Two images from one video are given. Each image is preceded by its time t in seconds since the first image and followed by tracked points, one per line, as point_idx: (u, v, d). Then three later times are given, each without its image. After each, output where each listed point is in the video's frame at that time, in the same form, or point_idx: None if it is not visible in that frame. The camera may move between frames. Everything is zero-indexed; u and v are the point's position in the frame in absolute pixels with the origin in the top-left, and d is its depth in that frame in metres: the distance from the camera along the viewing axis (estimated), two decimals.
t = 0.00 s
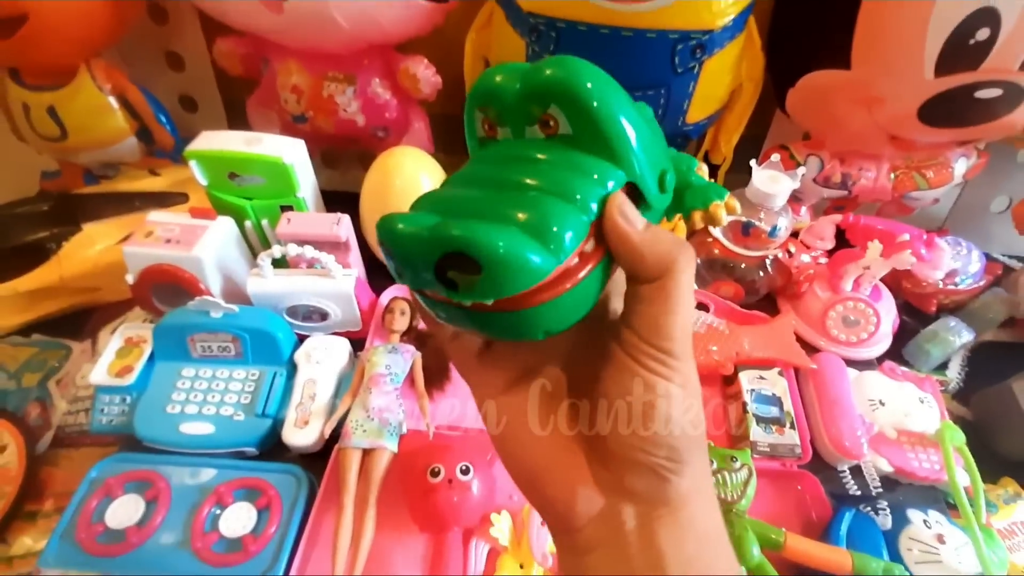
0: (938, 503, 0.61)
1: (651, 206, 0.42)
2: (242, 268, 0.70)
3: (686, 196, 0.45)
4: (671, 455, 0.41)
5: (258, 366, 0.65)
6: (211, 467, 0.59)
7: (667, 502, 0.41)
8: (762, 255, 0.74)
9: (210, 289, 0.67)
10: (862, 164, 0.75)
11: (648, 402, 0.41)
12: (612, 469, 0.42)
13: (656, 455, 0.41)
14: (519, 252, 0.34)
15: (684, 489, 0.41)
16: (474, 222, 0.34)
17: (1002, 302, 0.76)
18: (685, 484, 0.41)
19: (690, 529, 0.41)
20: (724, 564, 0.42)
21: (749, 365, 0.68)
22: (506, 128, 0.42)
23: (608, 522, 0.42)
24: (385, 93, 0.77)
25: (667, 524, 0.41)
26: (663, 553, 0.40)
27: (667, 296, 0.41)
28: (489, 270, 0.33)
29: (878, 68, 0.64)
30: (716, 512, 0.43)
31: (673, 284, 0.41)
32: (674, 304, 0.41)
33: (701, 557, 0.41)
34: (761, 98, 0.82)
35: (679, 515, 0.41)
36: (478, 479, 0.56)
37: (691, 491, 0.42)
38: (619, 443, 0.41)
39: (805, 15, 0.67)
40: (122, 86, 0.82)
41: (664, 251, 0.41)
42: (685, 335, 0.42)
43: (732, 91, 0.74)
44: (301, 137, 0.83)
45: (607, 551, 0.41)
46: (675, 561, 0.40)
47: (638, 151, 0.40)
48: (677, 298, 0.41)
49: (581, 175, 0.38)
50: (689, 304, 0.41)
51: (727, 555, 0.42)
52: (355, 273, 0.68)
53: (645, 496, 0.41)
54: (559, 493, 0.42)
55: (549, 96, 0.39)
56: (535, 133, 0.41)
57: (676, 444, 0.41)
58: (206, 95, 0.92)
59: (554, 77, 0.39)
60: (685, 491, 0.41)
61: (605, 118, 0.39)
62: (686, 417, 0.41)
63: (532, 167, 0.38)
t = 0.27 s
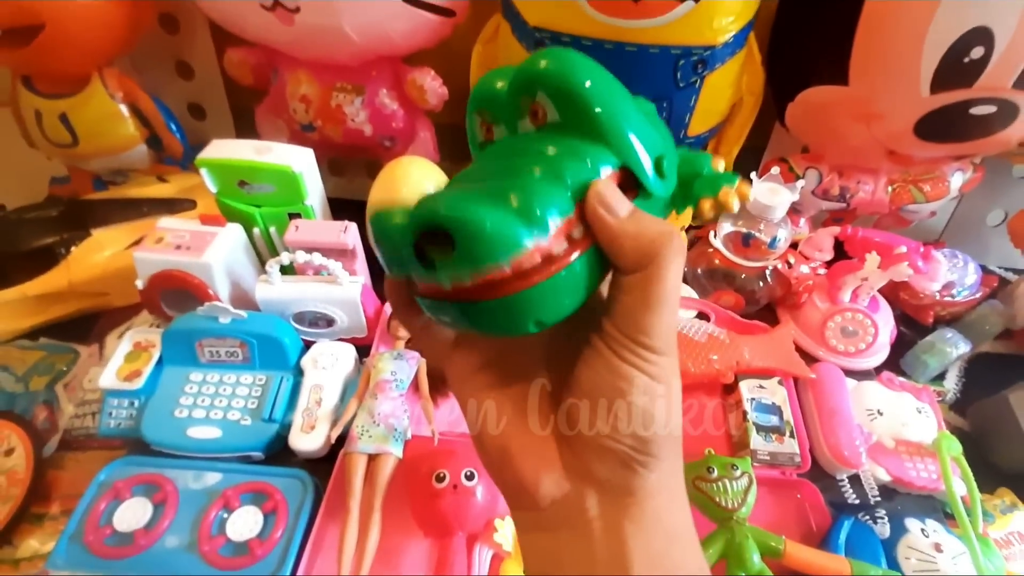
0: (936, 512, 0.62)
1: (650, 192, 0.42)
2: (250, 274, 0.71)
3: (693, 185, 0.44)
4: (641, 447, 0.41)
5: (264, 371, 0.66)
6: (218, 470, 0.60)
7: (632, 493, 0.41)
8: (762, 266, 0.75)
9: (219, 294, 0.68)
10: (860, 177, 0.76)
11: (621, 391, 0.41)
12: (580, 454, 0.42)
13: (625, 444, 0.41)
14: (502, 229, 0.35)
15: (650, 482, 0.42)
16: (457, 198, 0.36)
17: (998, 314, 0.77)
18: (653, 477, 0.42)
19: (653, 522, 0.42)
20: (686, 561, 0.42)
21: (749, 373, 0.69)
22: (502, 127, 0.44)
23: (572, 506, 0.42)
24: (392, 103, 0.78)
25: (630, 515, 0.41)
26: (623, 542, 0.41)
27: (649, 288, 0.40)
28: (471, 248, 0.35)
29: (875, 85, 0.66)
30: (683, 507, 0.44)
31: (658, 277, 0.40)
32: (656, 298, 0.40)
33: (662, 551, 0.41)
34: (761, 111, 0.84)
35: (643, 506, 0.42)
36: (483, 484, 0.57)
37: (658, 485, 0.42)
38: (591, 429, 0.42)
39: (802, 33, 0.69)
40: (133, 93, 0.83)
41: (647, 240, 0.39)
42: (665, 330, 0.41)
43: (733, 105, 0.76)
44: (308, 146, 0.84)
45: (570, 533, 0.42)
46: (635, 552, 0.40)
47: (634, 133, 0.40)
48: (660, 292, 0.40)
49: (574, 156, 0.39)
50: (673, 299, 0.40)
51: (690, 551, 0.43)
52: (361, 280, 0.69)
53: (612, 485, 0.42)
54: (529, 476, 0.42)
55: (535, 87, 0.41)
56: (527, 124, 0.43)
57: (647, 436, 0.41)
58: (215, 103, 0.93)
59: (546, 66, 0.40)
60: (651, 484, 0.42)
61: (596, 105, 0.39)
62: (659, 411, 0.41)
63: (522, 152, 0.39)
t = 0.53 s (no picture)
0: (934, 516, 0.62)
1: (645, 182, 0.42)
2: (250, 276, 0.71)
3: (694, 178, 0.44)
4: (626, 437, 0.40)
5: (264, 373, 0.66)
6: (217, 473, 0.59)
7: (618, 487, 0.41)
8: (761, 270, 0.75)
9: (219, 296, 0.68)
10: (858, 182, 0.77)
11: (606, 378, 0.40)
12: (567, 444, 0.43)
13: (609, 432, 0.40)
14: (478, 106, 0.32)
15: (638, 477, 0.41)
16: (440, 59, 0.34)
17: (996, 319, 0.78)
18: (641, 471, 0.41)
19: (640, 518, 0.41)
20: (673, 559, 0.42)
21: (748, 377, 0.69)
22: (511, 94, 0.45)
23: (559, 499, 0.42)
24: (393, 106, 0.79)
25: (615, 510, 0.41)
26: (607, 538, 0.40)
27: (634, 268, 0.39)
28: (440, 108, 0.32)
29: (873, 90, 0.66)
30: (673, 503, 0.43)
31: (643, 257, 0.38)
32: (641, 280, 0.39)
33: (647, 547, 0.41)
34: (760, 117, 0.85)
35: (629, 501, 0.41)
36: (482, 487, 0.57)
37: (646, 480, 0.42)
38: (582, 421, 0.41)
39: (801, 39, 0.69)
40: (135, 96, 0.84)
41: (628, 217, 0.38)
42: (653, 315, 0.39)
43: (733, 110, 0.76)
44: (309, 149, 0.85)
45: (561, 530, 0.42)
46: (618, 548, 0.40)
47: (639, 118, 0.41)
48: (643, 273, 0.38)
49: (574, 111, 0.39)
50: (659, 281, 0.39)
51: (678, 547, 0.42)
52: (361, 283, 0.69)
53: (598, 478, 0.41)
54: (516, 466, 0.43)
55: (563, 63, 0.42)
56: (540, 84, 0.42)
57: (631, 425, 0.40)
58: (216, 106, 0.94)
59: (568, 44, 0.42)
60: (639, 477, 0.41)
61: (607, 74, 0.40)
62: (645, 399, 0.40)
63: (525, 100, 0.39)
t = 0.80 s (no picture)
0: (936, 517, 0.62)
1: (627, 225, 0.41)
2: (249, 274, 0.71)
3: (685, 195, 0.42)
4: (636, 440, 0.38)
5: (263, 371, 0.65)
6: (215, 471, 0.59)
7: (630, 495, 0.39)
8: (762, 270, 0.75)
9: (218, 294, 0.67)
10: (858, 183, 0.77)
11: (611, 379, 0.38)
12: (570, 447, 0.40)
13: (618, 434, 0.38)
14: (430, 236, 0.32)
15: (648, 480, 0.39)
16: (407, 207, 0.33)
17: (995, 321, 0.78)
18: (648, 474, 0.39)
19: (650, 525, 0.39)
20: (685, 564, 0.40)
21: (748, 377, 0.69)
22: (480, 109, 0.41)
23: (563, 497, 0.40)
24: (394, 105, 0.78)
25: (627, 519, 0.39)
26: (616, 547, 0.38)
27: (628, 259, 0.35)
28: (390, 243, 0.32)
29: (874, 91, 0.66)
30: (684, 502, 0.41)
31: (636, 245, 0.35)
32: (639, 272, 0.35)
33: (658, 555, 0.39)
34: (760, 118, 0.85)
35: (639, 507, 0.39)
36: (482, 486, 0.56)
37: (657, 483, 0.39)
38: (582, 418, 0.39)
39: (802, 40, 0.69)
40: (134, 93, 0.83)
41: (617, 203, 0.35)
42: (660, 308, 0.36)
43: (733, 110, 0.77)
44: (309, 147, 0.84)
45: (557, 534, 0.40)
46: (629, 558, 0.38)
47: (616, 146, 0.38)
48: (640, 263, 0.35)
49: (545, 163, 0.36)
50: (658, 269, 0.36)
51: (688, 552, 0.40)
52: (361, 281, 0.69)
53: (607, 484, 0.39)
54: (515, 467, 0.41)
55: (517, 80, 0.37)
56: (504, 117, 0.39)
57: (639, 427, 0.38)
58: (215, 104, 0.93)
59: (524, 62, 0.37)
60: (646, 481, 0.39)
61: (576, 106, 0.36)
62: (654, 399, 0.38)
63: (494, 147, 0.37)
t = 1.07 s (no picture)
0: (930, 516, 0.62)
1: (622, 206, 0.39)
2: (244, 273, 0.71)
3: (688, 184, 0.39)
4: (622, 427, 0.38)
5: (258, 369, 0.65)
6: (210, 469, 0.59)
7: (618, 485, 0.39)
8: (756, 269, 0.76)
9: (213, 292, 0.67)
10: (852, 184, 0.77)
11: (595, 365, 0.37)
12: (559, 441, 0.40)
13: (603, 421, 0.38)
14: (414, 160, 0.30)
15: (637, 470, 0.39)
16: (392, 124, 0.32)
17: (989, 321, 0.78)
18: (636, 463, 0.39)
19: (640, 517, 0.39)
20: (677, 557, 0.39)
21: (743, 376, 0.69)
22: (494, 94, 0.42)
23: (555, 493, 0.40)
24: (390, 105, 0.79)
25: (616, 510, 0.38)
26: (606, 540, 0.38)
27: (599, 238, 0.35)
28: (374, 167, 0.30)
29: (867, 91, 0.67)
30: (676, 494, 0.41)
31: (610, 229, 0.35)
32: (610, 250, 0.35)
33: (651, 544, 0.39)
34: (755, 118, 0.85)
35: (629, 498, 0.39)
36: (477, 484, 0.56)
37: (646, 473, 0.39)
38: (574, 413, 0.38)
39: (795, 41, 0.70)
40: (131, 93, 0.84)
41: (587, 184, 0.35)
42: (637, 288, 0.36)
43: (728, 111, 0.77)
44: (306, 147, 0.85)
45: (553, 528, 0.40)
46: (619, 551, 0.38)
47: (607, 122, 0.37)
48: (614, 241, 0.35)
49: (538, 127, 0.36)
50: (634, 253, 0.36)
51: (682, 537, 0.40)
52: (357, 279, 0.69)
53: (596, 475, 0.39)
54: (502, 465, 0.41)
55: (528, 60, 0.38)
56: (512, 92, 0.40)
57: (622, 415, 0.38)
58: (213, 103, 0.94)
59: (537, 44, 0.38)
60: (635, 471, 0.39)
61: (570, 82, 0.37)
62: (636, 383, 0.37)
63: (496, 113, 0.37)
